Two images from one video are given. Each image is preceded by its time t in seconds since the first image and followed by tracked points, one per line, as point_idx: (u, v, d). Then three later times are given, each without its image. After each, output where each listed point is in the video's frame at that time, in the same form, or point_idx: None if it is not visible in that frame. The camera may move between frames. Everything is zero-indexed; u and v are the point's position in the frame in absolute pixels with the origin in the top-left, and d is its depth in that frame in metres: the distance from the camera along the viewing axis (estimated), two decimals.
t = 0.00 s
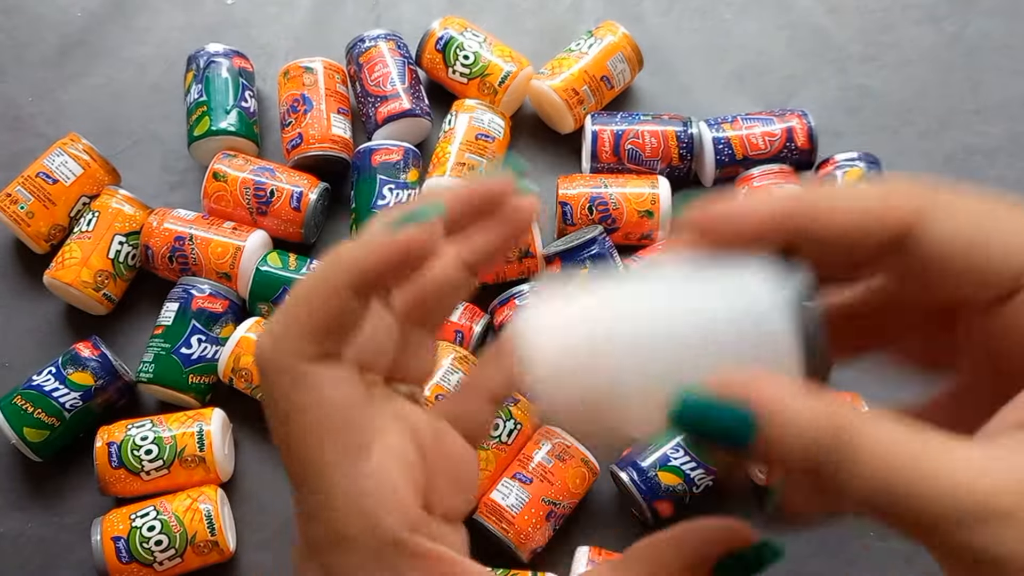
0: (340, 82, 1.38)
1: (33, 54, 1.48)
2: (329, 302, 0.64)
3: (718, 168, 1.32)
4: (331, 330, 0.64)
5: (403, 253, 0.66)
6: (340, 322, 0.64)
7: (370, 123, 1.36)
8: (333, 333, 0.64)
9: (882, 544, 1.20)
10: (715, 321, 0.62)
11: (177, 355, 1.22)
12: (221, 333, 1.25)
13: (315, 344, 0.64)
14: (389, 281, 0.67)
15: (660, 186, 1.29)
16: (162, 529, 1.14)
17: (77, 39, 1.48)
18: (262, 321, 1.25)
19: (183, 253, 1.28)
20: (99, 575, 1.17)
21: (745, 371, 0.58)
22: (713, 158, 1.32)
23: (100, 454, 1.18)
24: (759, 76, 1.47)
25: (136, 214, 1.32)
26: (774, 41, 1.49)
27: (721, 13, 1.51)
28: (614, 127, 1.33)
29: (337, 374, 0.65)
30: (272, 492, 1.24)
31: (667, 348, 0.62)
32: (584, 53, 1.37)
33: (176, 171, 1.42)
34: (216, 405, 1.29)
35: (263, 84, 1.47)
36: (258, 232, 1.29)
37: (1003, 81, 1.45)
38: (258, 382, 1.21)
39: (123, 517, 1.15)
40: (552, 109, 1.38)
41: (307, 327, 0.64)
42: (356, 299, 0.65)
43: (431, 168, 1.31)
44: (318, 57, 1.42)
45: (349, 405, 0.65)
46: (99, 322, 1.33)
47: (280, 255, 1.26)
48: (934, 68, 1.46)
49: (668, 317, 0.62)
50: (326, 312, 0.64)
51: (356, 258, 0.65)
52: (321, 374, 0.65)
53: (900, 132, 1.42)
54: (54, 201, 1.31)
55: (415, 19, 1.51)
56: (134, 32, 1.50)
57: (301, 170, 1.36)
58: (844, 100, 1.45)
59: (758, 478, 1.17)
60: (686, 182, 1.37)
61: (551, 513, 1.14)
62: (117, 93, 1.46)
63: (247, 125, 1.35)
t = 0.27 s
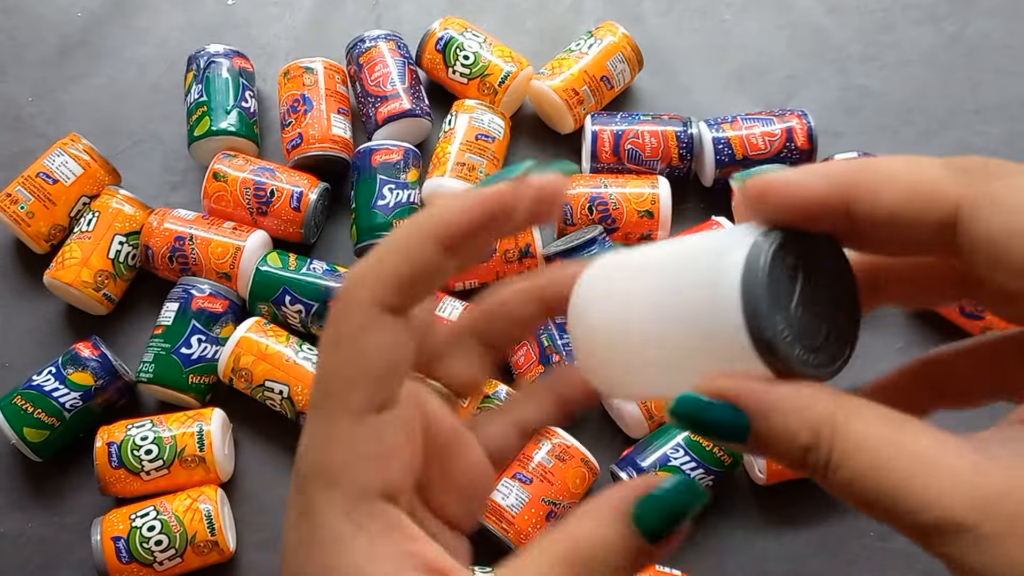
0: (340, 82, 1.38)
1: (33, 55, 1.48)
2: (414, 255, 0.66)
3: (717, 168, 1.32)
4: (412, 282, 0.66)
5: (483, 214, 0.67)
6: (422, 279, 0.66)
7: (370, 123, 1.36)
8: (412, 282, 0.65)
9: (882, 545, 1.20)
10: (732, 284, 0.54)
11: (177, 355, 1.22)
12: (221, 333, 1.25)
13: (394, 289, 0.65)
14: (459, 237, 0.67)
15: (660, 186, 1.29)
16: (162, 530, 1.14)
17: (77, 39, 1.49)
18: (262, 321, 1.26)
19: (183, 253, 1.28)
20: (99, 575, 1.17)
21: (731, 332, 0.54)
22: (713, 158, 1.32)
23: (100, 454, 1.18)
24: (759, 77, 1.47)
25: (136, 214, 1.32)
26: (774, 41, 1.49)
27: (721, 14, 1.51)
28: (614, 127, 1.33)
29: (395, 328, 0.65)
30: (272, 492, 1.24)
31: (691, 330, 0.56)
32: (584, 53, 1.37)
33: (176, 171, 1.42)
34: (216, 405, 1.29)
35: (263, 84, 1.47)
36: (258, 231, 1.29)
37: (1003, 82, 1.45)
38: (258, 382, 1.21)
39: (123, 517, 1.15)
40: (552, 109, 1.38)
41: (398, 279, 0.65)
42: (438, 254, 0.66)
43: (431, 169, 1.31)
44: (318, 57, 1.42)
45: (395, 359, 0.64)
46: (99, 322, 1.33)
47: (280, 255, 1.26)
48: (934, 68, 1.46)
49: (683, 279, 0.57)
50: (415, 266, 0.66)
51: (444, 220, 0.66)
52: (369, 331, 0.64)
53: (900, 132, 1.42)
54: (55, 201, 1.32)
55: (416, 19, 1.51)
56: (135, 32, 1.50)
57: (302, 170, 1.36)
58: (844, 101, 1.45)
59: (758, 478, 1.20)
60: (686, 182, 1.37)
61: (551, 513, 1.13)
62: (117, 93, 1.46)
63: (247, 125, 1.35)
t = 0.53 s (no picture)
0: (340, 82, 1.38)
1: (32, 55, 1.47)
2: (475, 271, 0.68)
3: (718, 168, 1.32)
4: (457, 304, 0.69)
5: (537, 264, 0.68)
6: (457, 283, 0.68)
7: (369, 122, 1.36)
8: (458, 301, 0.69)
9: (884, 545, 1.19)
10: (732, 370, 0.51)
11: (176, 355, 1.21)
12: (220, 333, 1.25)
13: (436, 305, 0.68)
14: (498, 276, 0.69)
15: (660, 185, 1.29)
16: (161, 530, 1.14)
17: (76, 39, 1.48)
18: (262, 321, 1.25)
19: (182, 252, 1.27)
20: None
21: (716, 410, 0.51)
22: (713, 157, 1.31)
23: (99, 455, 1.18)
24: (759, 76, 1.46)
25: (136, 214, 1.32)
26: (775, 41, 1.49)
27: (722, 13, 1.51)
28: (615, 126, 1.32)
29: (410, 325, 0.69)
30: (272, 492, 1.23)
31: (651, 394, 0.52)
32: (584, 52, 1.37)
33: (176, 171, 1.41)
34: (215, 406, 1.28)
35: (262, 84, 1.47)
36: (257, 231, 1.29)
37: (1004, 81, 1.45)
38: (258, 382, 1.20)
39: (122, 517, 1.15)
40: (552, 109, 1.38)
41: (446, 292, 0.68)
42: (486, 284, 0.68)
43: (431, 168, 1.31)
44: (318, 56, 1.42)
45: (415, 361, 0.70)
46: (98, 322, 1.32)
47: (280, 254, 1.26)
48: (935, 68, 1.46)
49: (674, 341, 0.52)
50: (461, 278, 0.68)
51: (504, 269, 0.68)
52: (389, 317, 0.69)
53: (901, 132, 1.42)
54: (54, 201, 1.31)
55: (415, 18, 1.50)
56: (134, 32, 1.49)
57: (301, 170, 1.36)
58: (845, 100, 1.44)
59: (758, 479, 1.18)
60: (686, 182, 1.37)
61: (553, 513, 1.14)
62: (116, 93, 1.45)
63: (247, 125, 1.35)
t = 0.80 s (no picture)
0: (340, 82, 1.38)
1: (33, 55, 1.48)
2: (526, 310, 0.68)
3: (717, 168, 1.32)
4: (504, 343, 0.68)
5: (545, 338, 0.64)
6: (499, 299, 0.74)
7: (370, 123, 1.36)
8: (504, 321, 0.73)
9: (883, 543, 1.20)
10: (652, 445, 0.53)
11: (176, 355, 1.22)
12: (221, 333, 1.25)
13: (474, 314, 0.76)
14: (521, 318, 0.70)
15: (660, 186, 1.29)
16: (162, 530, 1.14)
17: (77, 39, 1.49)
18: (263, 321, 1.26)
19: (183, 253, 1.28)
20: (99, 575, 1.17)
21: (635, 496, 0.54)
22: (713, 158, 1.32)
23: (99, 455, 1.18)
24: (758, 77, 1.47)
25: (136, 214, 1.32)
26: (774, 41, 1.49)
27: (722, 13, 1.51)
28: (614, 127, 1.33)
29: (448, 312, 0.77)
30: (273, 491, 1.24)
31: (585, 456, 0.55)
32: (584, 53, 1.37)
33: (177, 171, 1.42)
34: (216, 405, 1.29)
35: (263, 84, 1.47)
36: (258, 231, 1.29)
37: (1003, 81, 1.45)
38: (258, 382, 1.21)
39: (123, 517, 1.15)
40: (552, 109, 1.38)
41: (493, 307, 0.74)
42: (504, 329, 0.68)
43: (431, 169, 1.32)
44: (318, 57, 1.43)
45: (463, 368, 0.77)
46: (99, 322, 1.33)
47: (280, 254, 1.26)
48: (934, 68, 1.46)
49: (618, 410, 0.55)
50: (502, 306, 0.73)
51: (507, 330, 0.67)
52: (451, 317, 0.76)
53: (900, 132, 1.42)
54: (55, 201, 1.32)
55: (415, 19, 1.51)
56: (134, 32, 1.50)
57: (301, 170, 1.36)
58: (844, 100, 1.45)
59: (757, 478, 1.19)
60: (686, 182, 1.37)
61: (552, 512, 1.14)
62: (117, 94, 1.46)
63: (247, 125, 1.35)
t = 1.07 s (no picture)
0: (340, 83, 1.38)
1: (33, 55, 1.48)
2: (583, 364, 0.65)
3: (717, 168, 1.32)
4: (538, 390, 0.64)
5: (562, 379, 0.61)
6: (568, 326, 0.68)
7: (370, 123, 1.36)
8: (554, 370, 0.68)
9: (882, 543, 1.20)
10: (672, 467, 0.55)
11: (177, 355, 1.22)
12: (221, 333, 1.25)
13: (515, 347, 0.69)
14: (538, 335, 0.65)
15: (660, 186, 1.29)
16: (162, 529, 1.14)
17: (77, 40, 1.49)
18: (263, 321, 1.26)
19: (183, 253, 1.28)
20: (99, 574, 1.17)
21: (642, 512, 0.56)
22: (713, 158, 1.32)
23: (100, 454, 1.18)
24: (758, 77, 1.47)
25: (136, 214, 1.32)
26: (774, 41, 1.49)
27: (721, 14, 1.52)
28: (614, 127, 1.33)
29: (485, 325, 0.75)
30: (273, 491, 1.24)
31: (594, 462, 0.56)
32: (584, 53, 1.38)
33: (177, 171, 1.42)
34: (216, 405, 1.29)
35: (263, 84, 1.47)
36: (258, 231, 1.29)
37: (1003, 81, 1.45)
38: (258, 382, 1.21)
39: (124, 517, 1.15)
40: (552, 110, 1.39)
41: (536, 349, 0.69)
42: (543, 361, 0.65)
43: (431, 169, 1.32)
44: (319, 57, 1.43)
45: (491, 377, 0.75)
46: (99, 322, 1.33)
47: (281, 254, 1.27)
48: (934, 68, 1.47)
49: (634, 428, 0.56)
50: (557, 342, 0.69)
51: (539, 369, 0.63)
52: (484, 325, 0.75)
53: (900, 132, 1.42)
54: (55, 201, 1.32)
55: (416, 19, 1.51)
56: (135, 32, 1.50)
57: (302, 170, 1.37)
58: (843, 101, 1.45)
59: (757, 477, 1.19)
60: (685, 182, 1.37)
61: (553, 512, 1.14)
62: (117, 94, 1.46)
63: (248, 125, 1.36)
